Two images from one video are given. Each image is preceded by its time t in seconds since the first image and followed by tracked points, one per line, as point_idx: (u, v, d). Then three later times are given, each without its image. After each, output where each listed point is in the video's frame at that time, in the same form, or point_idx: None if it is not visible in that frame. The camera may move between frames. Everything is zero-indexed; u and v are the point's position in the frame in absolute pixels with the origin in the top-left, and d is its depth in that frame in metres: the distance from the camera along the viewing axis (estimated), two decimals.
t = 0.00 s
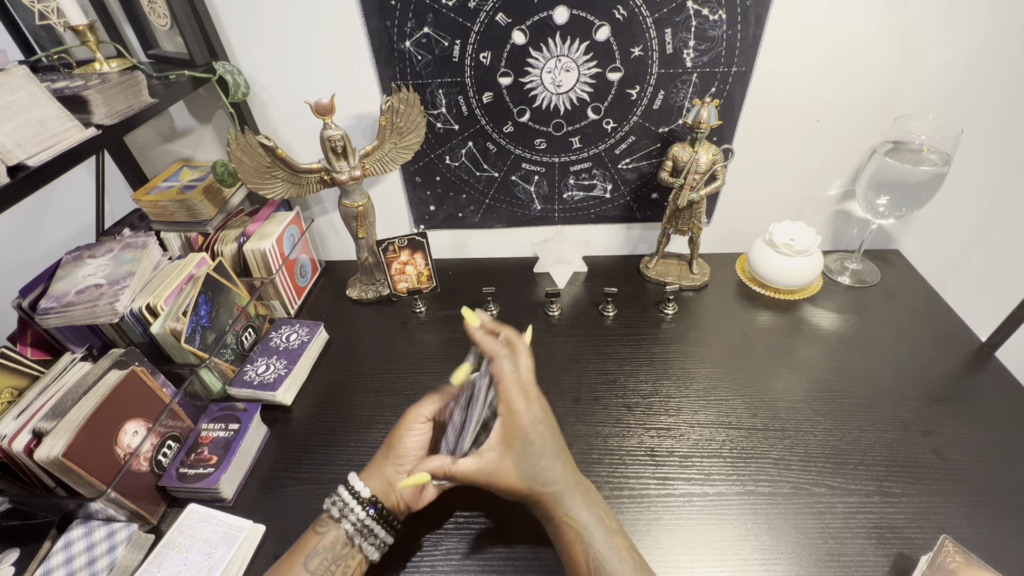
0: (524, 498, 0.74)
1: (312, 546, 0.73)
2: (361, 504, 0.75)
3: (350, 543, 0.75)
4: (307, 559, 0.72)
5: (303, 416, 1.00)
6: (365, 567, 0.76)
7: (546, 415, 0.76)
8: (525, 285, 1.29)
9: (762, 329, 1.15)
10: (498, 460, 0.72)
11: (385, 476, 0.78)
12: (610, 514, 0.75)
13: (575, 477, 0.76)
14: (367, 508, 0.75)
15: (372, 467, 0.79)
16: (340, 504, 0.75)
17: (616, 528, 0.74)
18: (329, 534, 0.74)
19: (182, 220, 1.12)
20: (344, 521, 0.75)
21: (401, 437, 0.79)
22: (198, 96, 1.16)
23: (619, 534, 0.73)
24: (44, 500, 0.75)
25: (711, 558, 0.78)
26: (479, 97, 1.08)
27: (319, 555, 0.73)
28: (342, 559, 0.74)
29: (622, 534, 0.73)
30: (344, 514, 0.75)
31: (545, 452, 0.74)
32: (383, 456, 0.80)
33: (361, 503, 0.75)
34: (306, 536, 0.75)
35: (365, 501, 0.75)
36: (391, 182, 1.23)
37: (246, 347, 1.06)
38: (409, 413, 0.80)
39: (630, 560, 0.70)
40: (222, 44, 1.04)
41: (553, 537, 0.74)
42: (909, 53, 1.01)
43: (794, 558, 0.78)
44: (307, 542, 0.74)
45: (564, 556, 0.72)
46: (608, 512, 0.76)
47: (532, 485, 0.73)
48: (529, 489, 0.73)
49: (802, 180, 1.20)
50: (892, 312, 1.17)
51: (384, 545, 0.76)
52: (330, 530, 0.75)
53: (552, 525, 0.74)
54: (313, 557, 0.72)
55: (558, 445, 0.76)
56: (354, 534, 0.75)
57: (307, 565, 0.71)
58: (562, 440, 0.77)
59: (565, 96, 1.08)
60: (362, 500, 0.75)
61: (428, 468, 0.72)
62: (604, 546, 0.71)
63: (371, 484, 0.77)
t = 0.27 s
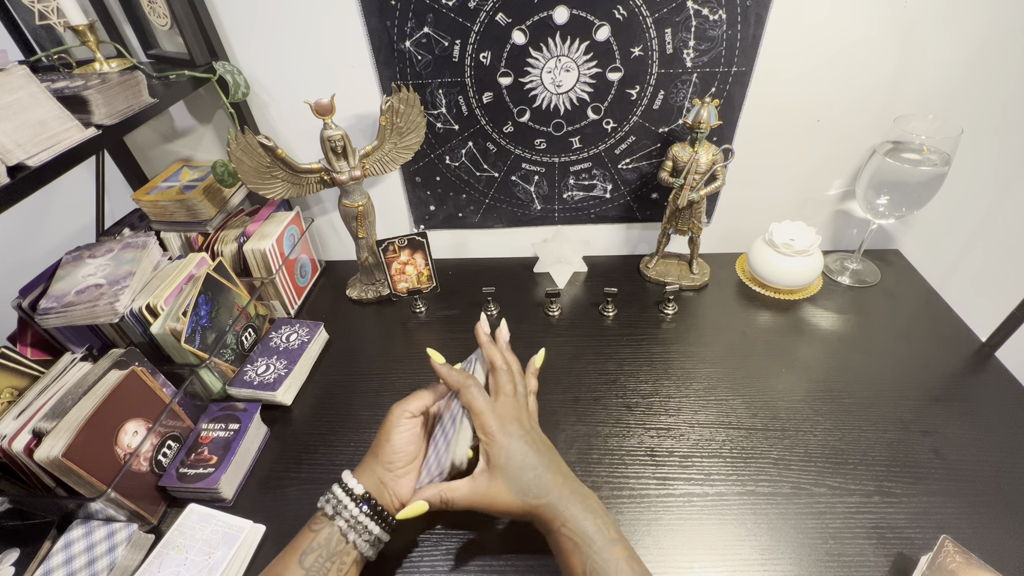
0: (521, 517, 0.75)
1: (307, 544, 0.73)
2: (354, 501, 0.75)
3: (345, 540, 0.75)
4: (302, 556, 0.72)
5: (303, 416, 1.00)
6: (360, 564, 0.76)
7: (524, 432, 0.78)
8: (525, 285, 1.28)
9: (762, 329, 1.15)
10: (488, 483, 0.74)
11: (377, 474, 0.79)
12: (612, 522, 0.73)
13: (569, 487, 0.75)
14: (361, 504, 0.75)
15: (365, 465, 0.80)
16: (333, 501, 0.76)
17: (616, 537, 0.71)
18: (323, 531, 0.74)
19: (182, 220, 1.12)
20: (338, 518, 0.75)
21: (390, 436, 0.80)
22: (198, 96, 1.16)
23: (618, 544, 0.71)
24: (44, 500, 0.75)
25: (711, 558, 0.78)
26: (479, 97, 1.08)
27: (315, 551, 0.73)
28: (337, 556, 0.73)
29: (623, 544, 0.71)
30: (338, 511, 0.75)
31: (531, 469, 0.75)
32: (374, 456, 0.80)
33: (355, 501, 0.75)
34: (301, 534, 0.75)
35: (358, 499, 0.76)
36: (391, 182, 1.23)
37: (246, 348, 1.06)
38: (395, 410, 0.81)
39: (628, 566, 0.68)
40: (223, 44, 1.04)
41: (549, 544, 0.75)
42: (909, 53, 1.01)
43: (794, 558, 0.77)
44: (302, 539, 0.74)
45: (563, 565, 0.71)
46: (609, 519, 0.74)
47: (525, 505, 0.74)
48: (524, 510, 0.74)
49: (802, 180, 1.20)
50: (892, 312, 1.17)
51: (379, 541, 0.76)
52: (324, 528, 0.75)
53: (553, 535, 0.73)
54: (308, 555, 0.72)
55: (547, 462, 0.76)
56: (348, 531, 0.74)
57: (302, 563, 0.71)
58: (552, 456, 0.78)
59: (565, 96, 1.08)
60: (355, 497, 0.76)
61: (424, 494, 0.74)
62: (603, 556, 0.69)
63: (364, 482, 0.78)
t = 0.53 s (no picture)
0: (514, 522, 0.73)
1: (309, 545, 0.73)
2: (357, 503, 0.75)
3: (347, 541, 0.75)
4: (304, 557, 0.72)
5: (303, 416, 1.00)
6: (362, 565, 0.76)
7: (532, 439, 0.72)
8: (525, 285, 1.28)
9: (762, 329, 1.15)
10: (485, 489, 0.71)
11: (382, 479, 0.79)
12: (606, 533, 0.73)
13: (566, 496, 0.73)
14: (363, 506, 0.75)
15: (369, 468, 0.80)
16: (336, 503, 0.76)
17: (609, 547, 0.72)
18: (326, 532, 0.75)
19: (182, 220, 1.12)
20: (341, 519, 0.75)
21: (394, 437, 0.81)
22: (198, 96, 1.16)
23: (612, 554, 0.71)
24: (44, 500, 0.75)
25: (711, 558, 0.78)
26: (479, 97, 1.08)
27: (317, 552, 0.73)
28: (338, 557, 0.73)
29: (616, 554, 0.72)
30: (341, 513, 0.75)
31: (531, 478, 0.71)
32: (379, 457, 0.81)
33: (358, 502, 0.75)
34: (304, 534, 0.75)
35: (361, 501, 0.76)
36: (391, 182, 1.23)
37: (246, 347, 1.06)
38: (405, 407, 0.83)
39: None
40: (223, 44, 1.04)
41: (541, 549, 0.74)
42: (909, 53, 1.01)
43: (794, 558, 0.77)
44: (305, 540, 0.74)
45: (554, 573, 0.72)
46: (603, 529, 0.74)
47: (519, 513, 0.71)
48: (517, 517, 0.72)
49: (802, 180, 1.20)
50: (892, 312, 1.17)
51: (381, 544, 0.76)
52: (327, 529, 0.75)
53: (545, 545, 0.72)
54: (310, 555, 0.72)
55: (547, 471, 0.72)
56: (350, 533, 0.75)
57: (304, 563, 0.71)
58: (553, 461, 0.74)
59: (565, 96, 1.08)
60: (357, 499, 0.76)
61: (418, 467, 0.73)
62: (594, 567, 0.69)
63: (369, 485, 0.78)
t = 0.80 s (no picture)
0: (556, 501, 0.72)
1: (313, 541, 0.73)
2: (362, 500, 0.76)
3: (350, 538, 0.75)
4: (307, 553, 0.72)
5: (303, 416, 1.00)
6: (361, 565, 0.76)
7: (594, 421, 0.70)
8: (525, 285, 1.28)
9: (762, 329, 1.15)
10: (543, 465, 0.68)
11: (387, 475, 0.79)
12: (637, 525, 0.74)
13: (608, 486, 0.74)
14: (368, 504, 0.75)
15: (375, 465, 0.80)
16: (340, 500, 0.76)
17: (643, 540, 0.72)
18: (330, 528, 0.74)
19: (182, 220, 1.12)
20: (345, 516, 0.75)
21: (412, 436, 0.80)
22: (198, 96, 1.16)
23: (644, 546, 0.72)
24: (44, 500, 0.75)
25: (711, 558, 0.78)
26: (479, 97, 1.08)
27: (320, 548, 0.73)
28: (341, 555, 0.73)
29: (648, 547, 0.72)
30: (345, 510, 0.75)
31: (585, 462, 0.71)
32: (390, 453, 0.80)
33: (363, 500, 0.76)
34: (307, 531, 0.75)
35: (366, 498, 0.76)
36: (391, 182, 1.23)
37: (247, 347, 1.06)
38: (421, 421, 0.80)
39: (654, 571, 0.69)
40: (222, 44, 1.04)
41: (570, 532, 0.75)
42: (909, 53, 1.01)
43: (794, 558, 0.78)
44: (308, 536, 0.74)
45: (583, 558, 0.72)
46: (635, 521, 0.74)
47: (565, 493, 0.71)
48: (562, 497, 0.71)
49: (802, 180, 1.20)
50: (892, 312, 1.17)
51: (382, 542, 0.76)
52: (330, 525, 0.75)
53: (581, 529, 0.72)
54: (313, 551, 0.72)
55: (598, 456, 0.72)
56: (354, 530, 0.75)
57: (307, 559, 0.71)
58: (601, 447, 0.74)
59: (565, 96, 1.08)
60: (362, 497, 0.76)
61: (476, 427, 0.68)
62: (627, 557, 0.70)
63: (374, 482, 0.78)
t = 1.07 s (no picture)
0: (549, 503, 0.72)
1: (311, 542, 0.73)
2: (359, 501, 0.75)
3: (348, 539, 0.75)
4: (305, 554, 0.72)
5: (303, 416, 1.00)
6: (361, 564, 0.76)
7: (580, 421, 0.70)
8: (525, 285, 1.28)
9: (762, 329, 1.15)
10: (529, 472, 0.69)
11: (384, 475, 0.78)
12: (629, 527, 0.74)
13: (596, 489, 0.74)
14: (365, 504, 0.75)
15: (372, 465, 0.80)
16: (338, 501, 0.76)
17: (633, 542, 0.73)
18: (327, 530, 0.75)
19: (182, 220, 1.12)
20: (342, 517, 0.75)
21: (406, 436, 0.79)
22: (198, 96, 1.16)
23: (635, 548, 0.72)
24: (44, 500, 0.75)
25: (711, 558, 0.78)
26: (479, 97, 1.08)
27: (318, 549, 0.73)
28: (339, 555, 0.73)
29: (639, 549, 0.72)
30: (343, 510, 0.75)
31: (573, 467, 0.71)
32: (385, 455, 0.80)
33: (360, 501, 0.76)
34: (305, 532, 0.75)
35: (363, 499, 0.76)
36: (391, 182, 1.23)
37: (247, 347, 1.06)
38: (410, 421, 0.80)
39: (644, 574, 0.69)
40: (222, 44, 1.04)
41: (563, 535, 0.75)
42: (908, 53, 1.01)
43: (793, 558, 0.78)
44: (306, 538, 0.74)
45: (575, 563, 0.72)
46: (626, 523, 0.75)
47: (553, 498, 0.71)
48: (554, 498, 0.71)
49: (802, 180, 1.20)
50: (892, 312, 1.17)
51: (380, 542, 0.76)
52: (328, 526, 0.75)
53: (570, 533, 0.73)
54: (311, 552, 0.72)
55: (586, 458, 0.73)
56: (351, 530, 0.75)
57: (305, 560, 0.71)
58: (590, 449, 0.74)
59: (565, 96, 1.08)
60: (359, 497, 0.76)
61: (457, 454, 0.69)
62: (619, 559, 0.70)
63: (369, 482, 0.78)
